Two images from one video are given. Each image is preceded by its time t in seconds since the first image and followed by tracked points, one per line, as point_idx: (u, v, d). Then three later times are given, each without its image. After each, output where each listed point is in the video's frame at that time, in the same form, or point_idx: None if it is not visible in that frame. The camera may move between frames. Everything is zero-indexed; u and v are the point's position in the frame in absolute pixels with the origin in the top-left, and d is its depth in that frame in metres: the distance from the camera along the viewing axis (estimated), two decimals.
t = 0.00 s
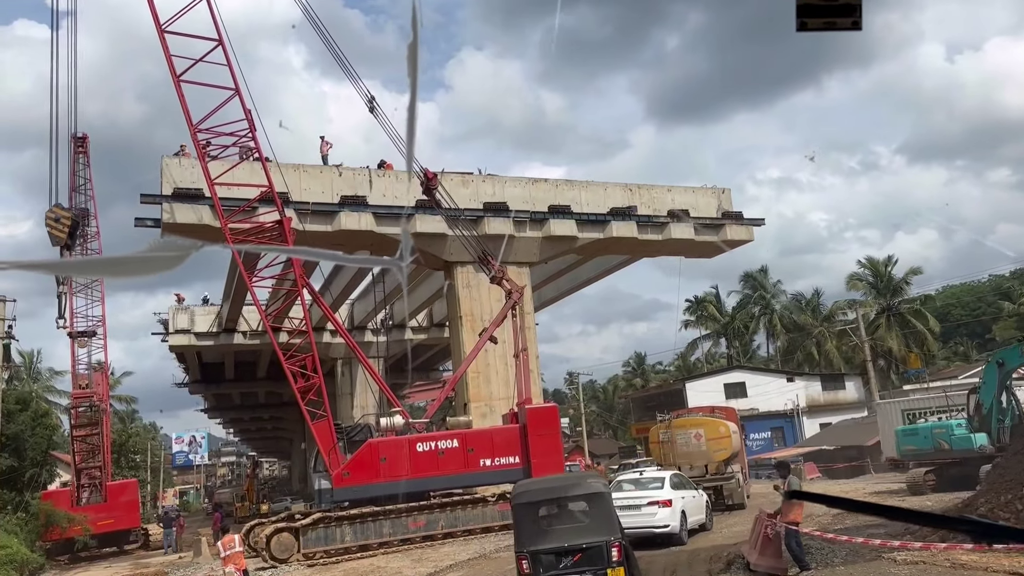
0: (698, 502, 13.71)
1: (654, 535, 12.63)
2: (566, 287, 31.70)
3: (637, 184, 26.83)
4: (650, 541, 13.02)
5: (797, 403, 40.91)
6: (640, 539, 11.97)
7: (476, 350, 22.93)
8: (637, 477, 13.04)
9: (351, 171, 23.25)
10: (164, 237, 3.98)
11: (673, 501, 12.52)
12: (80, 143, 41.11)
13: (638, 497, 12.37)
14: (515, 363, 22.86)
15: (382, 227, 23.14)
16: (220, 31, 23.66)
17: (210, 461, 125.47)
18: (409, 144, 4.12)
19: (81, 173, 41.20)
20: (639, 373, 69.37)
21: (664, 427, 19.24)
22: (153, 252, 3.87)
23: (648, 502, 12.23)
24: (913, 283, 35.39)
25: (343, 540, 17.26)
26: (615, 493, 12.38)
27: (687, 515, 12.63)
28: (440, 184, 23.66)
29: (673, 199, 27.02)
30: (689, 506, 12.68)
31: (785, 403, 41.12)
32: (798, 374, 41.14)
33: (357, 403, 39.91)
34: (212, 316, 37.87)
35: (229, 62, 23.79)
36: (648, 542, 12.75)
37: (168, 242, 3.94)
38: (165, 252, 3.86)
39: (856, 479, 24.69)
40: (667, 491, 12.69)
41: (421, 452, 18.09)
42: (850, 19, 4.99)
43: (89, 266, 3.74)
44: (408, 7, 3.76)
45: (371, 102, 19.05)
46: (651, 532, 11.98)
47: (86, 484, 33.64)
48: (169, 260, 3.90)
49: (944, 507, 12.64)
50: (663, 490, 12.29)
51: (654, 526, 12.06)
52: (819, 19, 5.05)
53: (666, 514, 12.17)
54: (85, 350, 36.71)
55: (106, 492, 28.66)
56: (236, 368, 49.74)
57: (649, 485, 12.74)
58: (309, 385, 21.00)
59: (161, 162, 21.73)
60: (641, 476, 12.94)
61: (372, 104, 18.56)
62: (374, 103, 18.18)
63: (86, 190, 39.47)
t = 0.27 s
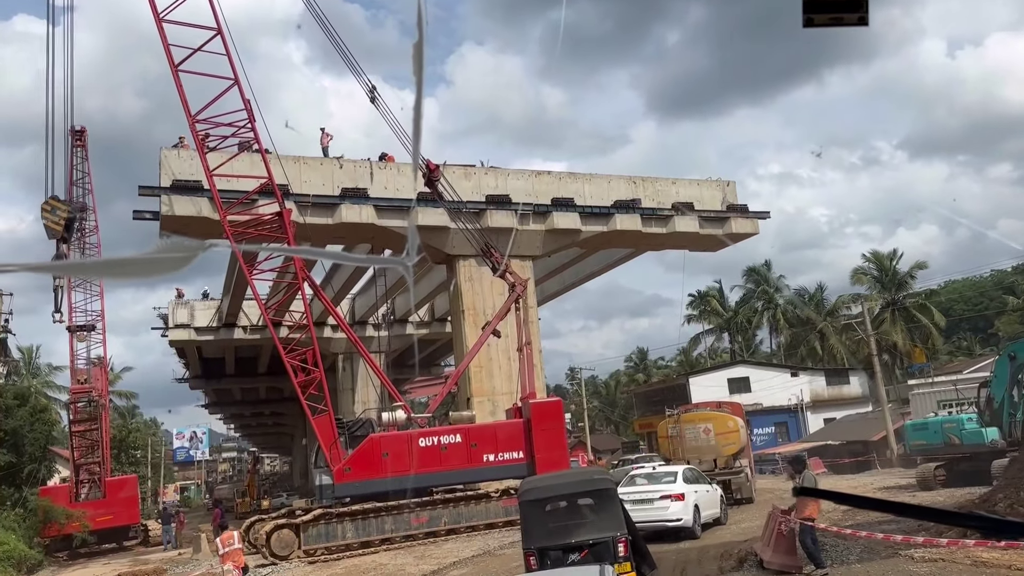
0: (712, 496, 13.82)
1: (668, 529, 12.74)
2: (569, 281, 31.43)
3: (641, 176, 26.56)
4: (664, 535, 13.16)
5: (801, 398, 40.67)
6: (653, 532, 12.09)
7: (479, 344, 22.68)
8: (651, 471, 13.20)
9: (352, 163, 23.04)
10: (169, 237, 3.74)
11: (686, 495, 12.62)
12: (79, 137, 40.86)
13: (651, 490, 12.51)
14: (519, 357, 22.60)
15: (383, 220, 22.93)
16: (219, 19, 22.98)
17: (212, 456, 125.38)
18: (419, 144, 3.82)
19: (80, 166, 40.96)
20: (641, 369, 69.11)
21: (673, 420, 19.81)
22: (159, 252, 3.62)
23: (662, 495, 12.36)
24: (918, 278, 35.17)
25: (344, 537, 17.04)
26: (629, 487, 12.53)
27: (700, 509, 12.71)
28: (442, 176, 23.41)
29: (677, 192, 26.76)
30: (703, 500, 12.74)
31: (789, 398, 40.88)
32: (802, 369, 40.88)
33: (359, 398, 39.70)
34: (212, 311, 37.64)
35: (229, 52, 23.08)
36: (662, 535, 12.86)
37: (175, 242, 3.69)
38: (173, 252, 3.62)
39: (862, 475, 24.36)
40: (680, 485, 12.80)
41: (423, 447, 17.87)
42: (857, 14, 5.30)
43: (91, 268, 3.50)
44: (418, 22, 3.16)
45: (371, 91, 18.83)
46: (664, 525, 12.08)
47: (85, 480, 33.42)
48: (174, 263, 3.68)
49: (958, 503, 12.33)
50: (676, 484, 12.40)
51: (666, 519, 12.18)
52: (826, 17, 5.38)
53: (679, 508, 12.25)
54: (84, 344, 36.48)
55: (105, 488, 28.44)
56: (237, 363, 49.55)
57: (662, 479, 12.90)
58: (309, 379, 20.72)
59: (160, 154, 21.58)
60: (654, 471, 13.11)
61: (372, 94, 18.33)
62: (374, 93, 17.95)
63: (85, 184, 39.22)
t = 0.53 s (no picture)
0: (724, 488, 13.90)
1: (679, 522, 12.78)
2: (570, 274, 31.16)
3: (643, 167, 26.26)
4: (676, 527, 13.17)
5: (803, 392, 40.44)
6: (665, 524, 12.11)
7: (480, 336, 22.42)
8: (662, 465, 13.21)
9: (352, 153, 22.77)
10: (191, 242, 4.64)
11: (697, 488, 12.64)
12: (75, 127, 40.51)
13: (662, 482, 12.53)
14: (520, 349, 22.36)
15: (383, 211, 22.65)
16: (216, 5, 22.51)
17: (210, 449, 125.19)
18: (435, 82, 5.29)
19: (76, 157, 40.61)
20: (641, 362, 68.85)
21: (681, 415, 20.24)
22: (189, 249, 4.52)
23: (672, 488, 12.40)
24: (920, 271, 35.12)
25: (344, 531, 16.81)
26: (640, 480, 12.54)
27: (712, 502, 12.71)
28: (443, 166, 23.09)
29: (680, 183, 26.46)
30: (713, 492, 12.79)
31: (790, 391, 40.64)
32: (804, 362, 40.64)
33: (358, 391, 39.48)
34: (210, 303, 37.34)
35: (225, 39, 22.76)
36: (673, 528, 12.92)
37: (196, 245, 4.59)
38: (201, 249, 4.52)
39: (867, 469, 24.05)
40: (690, 477, 12.85)
41: (423, 440, 17.65)
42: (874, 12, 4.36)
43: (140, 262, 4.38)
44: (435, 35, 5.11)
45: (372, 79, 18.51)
46: (676, 517, 12.09)
47: (82, 473, 33.15)
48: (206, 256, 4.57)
49: (971, 498, 12.05)
50: (686, 477, 12.42)
51: (677, 512, 12.19)
52: (841, 22, 4.37)
53: (690, 500, 12.25)
54: (81, 336, 36.17)
55: (103, 481, 28.20)
56: (235, 356, 49.29)
57: (674, 472, 12.91)
58: (308, 371, 20.45)
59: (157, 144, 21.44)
60: (666, 464, 13.13)
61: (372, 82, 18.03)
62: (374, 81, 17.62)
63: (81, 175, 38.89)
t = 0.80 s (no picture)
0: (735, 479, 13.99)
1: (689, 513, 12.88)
2: (569, 265, 30.92)
3: (644, 157, 26.00)
4: (686, 517, 13.31)
5: (803, 384, 40.26)
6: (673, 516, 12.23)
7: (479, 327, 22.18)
8: (672, 456, 13.34)
9: (350, 141, 22.56)
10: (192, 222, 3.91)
11: (706, 479, 12.76)
12: (71, 115, 40.16)
13: (670, 473, 12.64)
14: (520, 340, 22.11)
15: (381, 199, 22.43)
16: None
17: (208, 440, 125.00)
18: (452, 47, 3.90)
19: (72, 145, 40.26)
20: (640, 354, 68.63)
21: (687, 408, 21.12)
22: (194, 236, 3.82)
23: (681, 479, 12.49)
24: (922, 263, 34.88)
25: (340, 523, 16.61)
26: (649, 472, 12.69)
27: (721, 492, 12.84)
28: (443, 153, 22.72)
29: (682, 173, 26.19)
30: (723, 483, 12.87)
31: (790, 383, 40.46)
32: (804, 355, 40.43)
33: (356, 382, 39.28)
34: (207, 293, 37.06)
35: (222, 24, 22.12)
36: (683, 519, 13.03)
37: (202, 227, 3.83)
38: (208, 236, 3.76)
39: (869, 463, 23.84)
40: (700, 469, 12.93)
41: (421, 431, 17.42)
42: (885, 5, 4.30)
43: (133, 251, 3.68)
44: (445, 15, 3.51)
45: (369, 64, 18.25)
46: (685, 509, 12.19)
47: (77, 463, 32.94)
48: (213, 243, 3.87)
49: (979, 493, 11.85)
50: (695, 468, 12.51)
51: (686, 503, 12.29)
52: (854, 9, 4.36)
53: (699, 491, 12.37)
54: (76, 325, 35.90)
55: (98, 471, 27.98)
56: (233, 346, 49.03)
57: (683, 463, 13.03)
58: (305, 360, 20.19)
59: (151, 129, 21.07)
60: (675, 455, 13.24)
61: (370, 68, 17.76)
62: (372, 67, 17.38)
63: (77, 163, 38.56)
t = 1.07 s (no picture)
0: (743, 472, 13.95)
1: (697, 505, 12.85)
2: (567, 257, 30.66)
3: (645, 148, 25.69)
4: (694, 510, 13.27)
5: (801, 378, 40.08)
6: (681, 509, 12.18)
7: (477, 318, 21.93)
8: (681, 449, 13.27)
9: (347, 128, 22.30)
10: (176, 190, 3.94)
11: (715, 472, 12.69)
12: (65, 100, 39.67)
13: (678, 466, 12.59)
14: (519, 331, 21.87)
15: (379, 188, 22.19)
16: None
17: (204, 430, 124.61)
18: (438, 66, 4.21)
19: (66, 131, 39.79)
20: (637, 347, 68.42)
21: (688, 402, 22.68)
22: (179, 200, 3.81)
23: (688, 473, 12.43)
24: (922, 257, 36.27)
25: (335, 516, 16.41)
26: (656, 466, 12.65)
27: (729, 485, 12.77)
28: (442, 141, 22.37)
29: (683, 164, 25.93)
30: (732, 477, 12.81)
31: (788, 377, 40.28)
32: (803, 349, 40.23)
33: (351, 372, 39.04)
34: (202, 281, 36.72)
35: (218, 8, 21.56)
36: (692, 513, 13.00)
37: (184, 196, 3.87)
38: (192, 202, 3.83)
39: (868, 458, 23.67)
40: (709, 462, 12.87)
41: (418, 423, 17.20)
42: None
43: (113, 218, 3.56)
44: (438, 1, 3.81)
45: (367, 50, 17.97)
46: (693, 502, 12.15)
47: (70, 452, 32.63)
48: (194, 213, 3.89)
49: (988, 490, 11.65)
50: (703, 462, 12.43)
51: (694, 496, 12.23)
52: None
53: (707, 485, 12.30)
54: (69, 313, 35.53)
55: (90, 461, 27.71)
56: (228, 336, 48.67)
57: (692, 457, 12.98)
58: (300, 350, 19.92)
59: (145, 115, 20.85)
60: (683, 448, 13.17)
61: (368, 54, 17.46)
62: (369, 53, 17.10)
63: (71, 149, 38.11)
